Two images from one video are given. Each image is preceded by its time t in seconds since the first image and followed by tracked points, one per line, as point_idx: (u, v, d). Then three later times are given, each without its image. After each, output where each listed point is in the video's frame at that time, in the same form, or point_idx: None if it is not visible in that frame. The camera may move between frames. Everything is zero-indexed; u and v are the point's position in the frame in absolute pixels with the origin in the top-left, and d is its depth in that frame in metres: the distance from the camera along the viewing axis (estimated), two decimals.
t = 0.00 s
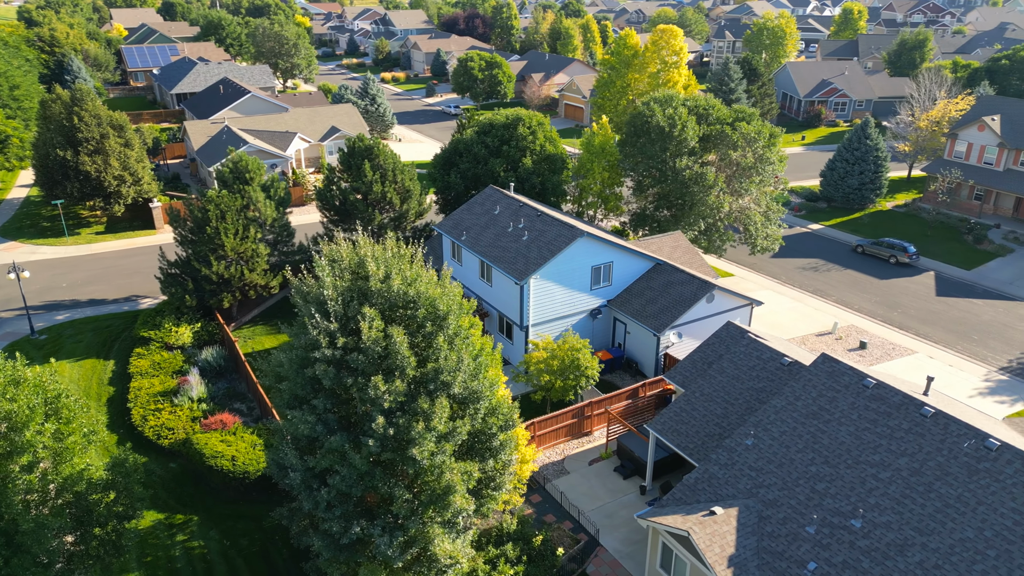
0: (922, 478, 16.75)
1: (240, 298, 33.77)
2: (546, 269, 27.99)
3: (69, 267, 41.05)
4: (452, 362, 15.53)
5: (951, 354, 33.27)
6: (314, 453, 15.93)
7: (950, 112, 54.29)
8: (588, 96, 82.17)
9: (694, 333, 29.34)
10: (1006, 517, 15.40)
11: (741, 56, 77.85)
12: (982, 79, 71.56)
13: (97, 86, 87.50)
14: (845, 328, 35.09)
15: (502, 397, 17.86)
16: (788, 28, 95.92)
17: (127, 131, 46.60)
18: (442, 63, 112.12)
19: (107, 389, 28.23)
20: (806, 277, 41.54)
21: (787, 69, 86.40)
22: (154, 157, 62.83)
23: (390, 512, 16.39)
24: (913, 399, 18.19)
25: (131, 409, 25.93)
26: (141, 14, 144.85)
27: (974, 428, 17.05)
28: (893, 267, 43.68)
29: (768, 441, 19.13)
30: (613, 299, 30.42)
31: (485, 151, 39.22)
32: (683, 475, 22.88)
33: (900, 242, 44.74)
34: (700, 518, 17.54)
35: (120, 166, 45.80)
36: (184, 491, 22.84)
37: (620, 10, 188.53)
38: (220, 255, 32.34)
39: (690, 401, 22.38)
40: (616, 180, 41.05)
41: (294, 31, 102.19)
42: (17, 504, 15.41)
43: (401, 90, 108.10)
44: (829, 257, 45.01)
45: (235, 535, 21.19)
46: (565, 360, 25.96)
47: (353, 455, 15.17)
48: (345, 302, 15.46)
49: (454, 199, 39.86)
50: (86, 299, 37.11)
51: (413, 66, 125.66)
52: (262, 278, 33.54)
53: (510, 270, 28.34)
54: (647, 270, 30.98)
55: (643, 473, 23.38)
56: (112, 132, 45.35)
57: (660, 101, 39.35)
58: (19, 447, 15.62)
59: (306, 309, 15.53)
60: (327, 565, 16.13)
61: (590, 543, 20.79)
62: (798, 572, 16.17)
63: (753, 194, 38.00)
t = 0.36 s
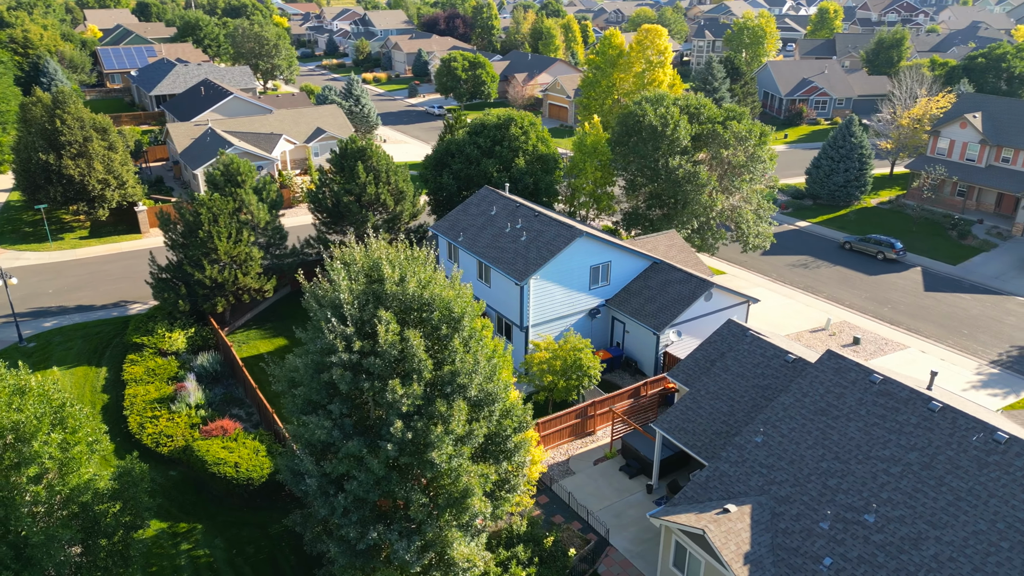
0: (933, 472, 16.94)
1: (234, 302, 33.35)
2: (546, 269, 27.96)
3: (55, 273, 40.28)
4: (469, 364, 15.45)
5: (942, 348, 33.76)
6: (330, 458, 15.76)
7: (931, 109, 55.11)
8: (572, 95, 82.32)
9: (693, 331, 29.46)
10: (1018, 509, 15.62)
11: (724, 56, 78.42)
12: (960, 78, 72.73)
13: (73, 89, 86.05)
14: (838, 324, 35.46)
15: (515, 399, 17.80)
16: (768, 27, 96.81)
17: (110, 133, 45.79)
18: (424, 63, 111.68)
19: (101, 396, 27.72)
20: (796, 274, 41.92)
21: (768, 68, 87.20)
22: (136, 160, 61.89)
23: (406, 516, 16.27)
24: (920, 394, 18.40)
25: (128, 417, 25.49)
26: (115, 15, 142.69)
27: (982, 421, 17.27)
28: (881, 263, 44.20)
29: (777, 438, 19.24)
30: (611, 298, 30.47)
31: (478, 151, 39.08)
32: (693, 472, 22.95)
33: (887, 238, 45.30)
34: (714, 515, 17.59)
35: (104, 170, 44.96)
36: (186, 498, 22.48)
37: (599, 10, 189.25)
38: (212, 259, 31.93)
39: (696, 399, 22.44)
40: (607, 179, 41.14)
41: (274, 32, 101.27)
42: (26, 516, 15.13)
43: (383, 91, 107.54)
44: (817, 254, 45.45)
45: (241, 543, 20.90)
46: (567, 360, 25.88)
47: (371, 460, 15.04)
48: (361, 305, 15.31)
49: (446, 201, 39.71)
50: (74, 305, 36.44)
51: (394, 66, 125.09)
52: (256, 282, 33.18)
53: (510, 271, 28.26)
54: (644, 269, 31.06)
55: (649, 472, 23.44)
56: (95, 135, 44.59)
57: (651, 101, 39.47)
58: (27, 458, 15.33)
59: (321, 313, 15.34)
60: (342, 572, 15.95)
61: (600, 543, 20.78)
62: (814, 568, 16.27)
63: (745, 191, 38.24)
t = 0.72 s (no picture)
0: (943, 465, 17.15)
1: (227, 306, 32.95)
2: (545, 269, 27.96)
3: (40, 279, 39.53)
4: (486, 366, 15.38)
5: (933, 342, 34.26)
6: (346, 462, 15.62)
7: (913, 107, 55.85)
8: (557, 95, 82.41)
9: (692, 329, 29.58)
10: None
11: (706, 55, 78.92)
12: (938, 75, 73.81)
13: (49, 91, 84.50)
14: (830, 321, 35.80)
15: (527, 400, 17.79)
16: (748, 26, 97.56)
17: (94, 136, 45.00)
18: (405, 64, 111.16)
19: (95, 404, 27.23)
20: (786, 271, 42.30)
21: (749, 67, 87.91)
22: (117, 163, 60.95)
23: (423, 520, 16.16)
24: (926, 388, 18.61)
25: (125, 424, 25.07)
26: (89, 16, 140.35)
27: (988, 414, 17.51)
28: (869, 260, 44.72)
29: (787, 434, 19.37)
30: (609, 297, 30.53)
31: (470, 152, 38.98)
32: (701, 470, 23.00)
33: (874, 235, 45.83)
34: (728, 513, 17.70)
35: (88, 173, 44.15)
36: (189, 506, 22.15)
37: (577, 9, 189.57)
38: (205, 263, 31.53)
39: (701, 397, 22.52)
40: (599, 179, 41.24)
41: (254, 32, 100.21)
42: (36, 528, 14.81)
43: (365, 92, 106.86)
44: (806, 251, 45.88)
45: (247, 550, 20.65)
46: (569, 361, 25.88)
47: (389, 464, 14.91)
48: (377, 308, 15.19)
49: (438, 202, 39.55)
50: (61, 311, 35.77)
51: (375, 67, 124.39)
52: (250, 286, 32.82)
53: (509, 271, 28.20)
54: (641, 268, 31.14)
55: (654, 470, 23.53)
56: (78, 138, 43.81)
57: (643, 100, 39.60)
58: (36, 468, 15.00)
59: (337, 316, 15.18)
60: None
61: (610, 543, 20.81)
62: (829, 564, 16.41)
63: (737, 189, 38.49)
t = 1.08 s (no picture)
0: (951, 459, 17.37)
1: (221, 311, 32.57)
2: (546, 268, 27.94)
3: (25, 285, 38.79)
4: (504, 368, 15.33)
5: (924, 337, 34.73)
6: (363, 467, 15.48)
7: (895, 105, 56.61)
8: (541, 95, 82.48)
9: (690, 328, 29.73)
10: None
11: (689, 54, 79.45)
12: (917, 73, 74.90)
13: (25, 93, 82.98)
14: (823, 317, 36.14)
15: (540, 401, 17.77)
16: (728, 26, 98.23)
17: (77, 140, 44.23)
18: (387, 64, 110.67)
19: (90, 412, 26.75)
20: (777, 268, 42.67)
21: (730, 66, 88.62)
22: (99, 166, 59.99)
23: (440, 523, 16.08)
24: (932, 383, 18.84)
25: (122, 432, 24.62)
26: (61, 16, 137.96)
27: (995, 408, 17.76)
28: (857, 256, 45.22)
29: (795, 431, 19.51)
30: (608, 297, 30.59)
31: (463, 152, 38.88)
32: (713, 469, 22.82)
33: (861, 231, 46.37)
34: (741, 510, 17.78)
35: (72, 177, 43.34)
36: (193, 514, 21.85)
37: (556, 9, 189.75)
38: (199, 267, 31.14)
39: (706, 395, 22.60)
40: (591, 178, 41.28)
41: (234, 33, 99.17)
42: (48, 540, 14.51)
43: (347, 93, 106.21)
44: (795, 248, 46.29)
45: (254, 557, 20.39)
46: (572, 360, 25.95)
47: (408, 467, 14.81)
48: (394, 311, 15.07)
49: (431, 203, 39.40)
50: (49, 318, 35.11)
51: (356, 67, 123.69)
52: (244, 290, 32.43)
53: (509, 272, 28.18)
54: (639, 267, 31.25)
55: (660, 469, 23.59)
56: (62, 141, 43.03)
57: (634, 100, 39.75)
58: (47, 479, 14.70)
59: (353, 319, 15.02)
60: None
61: (620, 542, 20.84)
62: (843, 559, 16.56)
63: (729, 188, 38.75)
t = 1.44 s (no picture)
0: (959, 453, 17.57)
1: (216, 315, 32.24)
2: (545, 268, 27.96)
3: (12, 291, 38.11)
4: (520, 369, 15.28)
5: (916, 332, 35.15)
6: (378, 470, 15.38)
7: (879, 103, 57.28)
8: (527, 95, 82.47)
9: (689, 326, 29.86)
10: None
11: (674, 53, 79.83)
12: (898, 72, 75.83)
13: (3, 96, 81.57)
14: (817, 314, 36.44)
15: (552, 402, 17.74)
16: (711, 25, 98.80)
17: (63, 143, 43.54)
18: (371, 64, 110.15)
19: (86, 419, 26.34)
20: (768, 266, 43.01)
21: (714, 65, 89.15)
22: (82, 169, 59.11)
23: (456, 526, 16.01)
24: (937, 378, 19.05)
25: (121, 438, 24.23)
26: (37, 17, 135.79)
27: (1000, 402, 17.98)
28: (846, 253, 45.69)
29: (803, 428, 19.63)
30: (607, 297, 30.66)
31: (456, 153, 38.81)
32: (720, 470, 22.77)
33: (850, 229, 46.84)
34: (753, 507, 17.86)
35: (58, 181, 42.62)
36: (196, 521, 21.57)
37: (537, 9, 189.80)
38: (193, 271, 30.79)
39: (711, 393, 22.71)
40: (584, 178, 41.30)
41: (216, 34, 98.17)
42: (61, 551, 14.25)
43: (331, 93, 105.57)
44: (785, 245, 46.69)
45: (261, 563, 20.17)
46: (573, 361, 25.86)
47: (426, 471, 14.71)
48: (410, 313, 14.97)
49: (425, 205, 39.26)
50: (39, 324, 34.53)
51: (339, 68, 123.00)
52: (240, 293, 32.10)
53: (509, 273, 28.17)
54: (637, 266, 31.34)
55: (665, 467, 23.67)
56: (47, 144, 42.34)
57: (627, 100, 39.90)
58: (58, 489, 14.42)
59: (369, 323, 14.89)
60: None
61: (629, 541, 20.87)
62: (856, 554, 16.71)
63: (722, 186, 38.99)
